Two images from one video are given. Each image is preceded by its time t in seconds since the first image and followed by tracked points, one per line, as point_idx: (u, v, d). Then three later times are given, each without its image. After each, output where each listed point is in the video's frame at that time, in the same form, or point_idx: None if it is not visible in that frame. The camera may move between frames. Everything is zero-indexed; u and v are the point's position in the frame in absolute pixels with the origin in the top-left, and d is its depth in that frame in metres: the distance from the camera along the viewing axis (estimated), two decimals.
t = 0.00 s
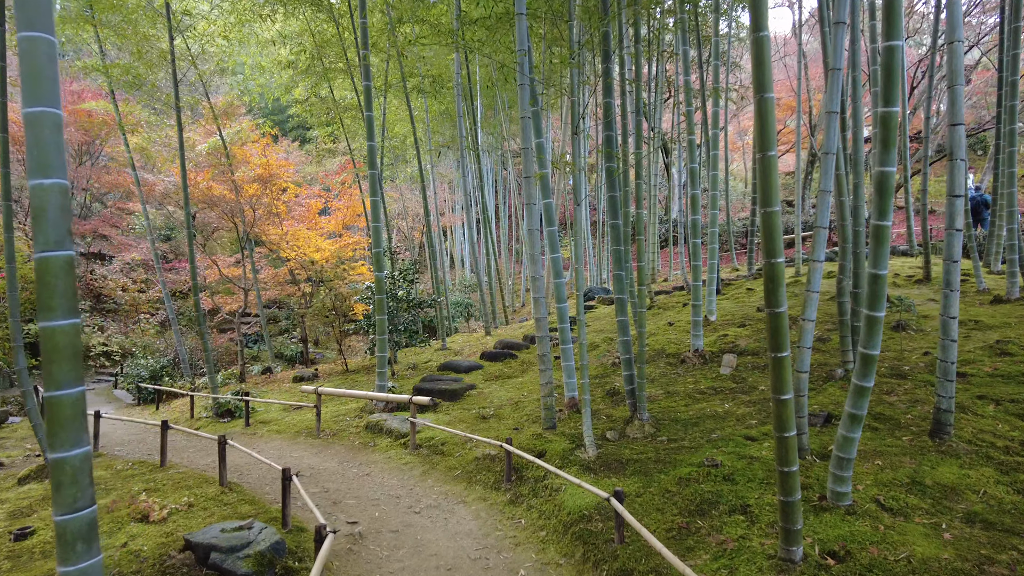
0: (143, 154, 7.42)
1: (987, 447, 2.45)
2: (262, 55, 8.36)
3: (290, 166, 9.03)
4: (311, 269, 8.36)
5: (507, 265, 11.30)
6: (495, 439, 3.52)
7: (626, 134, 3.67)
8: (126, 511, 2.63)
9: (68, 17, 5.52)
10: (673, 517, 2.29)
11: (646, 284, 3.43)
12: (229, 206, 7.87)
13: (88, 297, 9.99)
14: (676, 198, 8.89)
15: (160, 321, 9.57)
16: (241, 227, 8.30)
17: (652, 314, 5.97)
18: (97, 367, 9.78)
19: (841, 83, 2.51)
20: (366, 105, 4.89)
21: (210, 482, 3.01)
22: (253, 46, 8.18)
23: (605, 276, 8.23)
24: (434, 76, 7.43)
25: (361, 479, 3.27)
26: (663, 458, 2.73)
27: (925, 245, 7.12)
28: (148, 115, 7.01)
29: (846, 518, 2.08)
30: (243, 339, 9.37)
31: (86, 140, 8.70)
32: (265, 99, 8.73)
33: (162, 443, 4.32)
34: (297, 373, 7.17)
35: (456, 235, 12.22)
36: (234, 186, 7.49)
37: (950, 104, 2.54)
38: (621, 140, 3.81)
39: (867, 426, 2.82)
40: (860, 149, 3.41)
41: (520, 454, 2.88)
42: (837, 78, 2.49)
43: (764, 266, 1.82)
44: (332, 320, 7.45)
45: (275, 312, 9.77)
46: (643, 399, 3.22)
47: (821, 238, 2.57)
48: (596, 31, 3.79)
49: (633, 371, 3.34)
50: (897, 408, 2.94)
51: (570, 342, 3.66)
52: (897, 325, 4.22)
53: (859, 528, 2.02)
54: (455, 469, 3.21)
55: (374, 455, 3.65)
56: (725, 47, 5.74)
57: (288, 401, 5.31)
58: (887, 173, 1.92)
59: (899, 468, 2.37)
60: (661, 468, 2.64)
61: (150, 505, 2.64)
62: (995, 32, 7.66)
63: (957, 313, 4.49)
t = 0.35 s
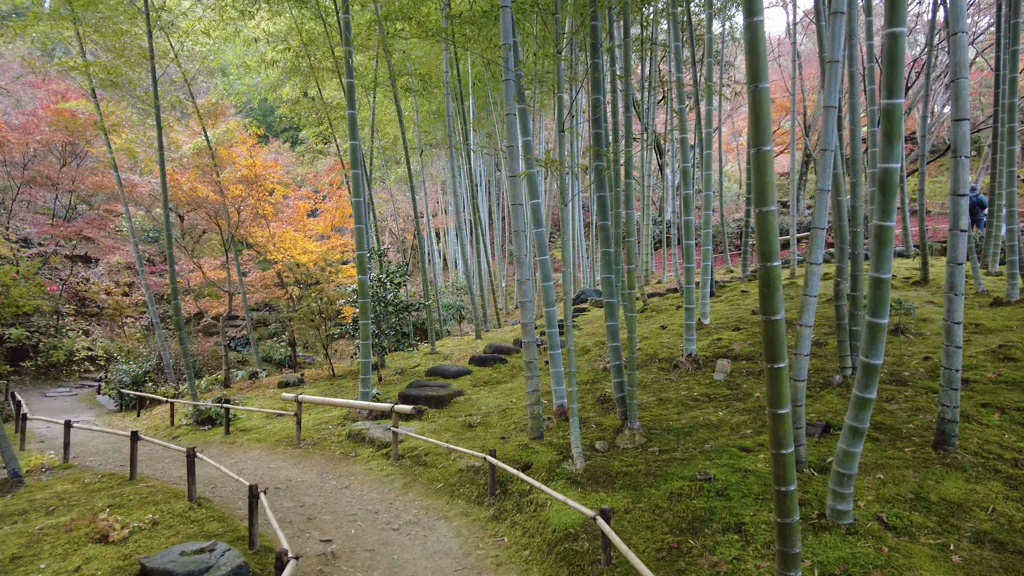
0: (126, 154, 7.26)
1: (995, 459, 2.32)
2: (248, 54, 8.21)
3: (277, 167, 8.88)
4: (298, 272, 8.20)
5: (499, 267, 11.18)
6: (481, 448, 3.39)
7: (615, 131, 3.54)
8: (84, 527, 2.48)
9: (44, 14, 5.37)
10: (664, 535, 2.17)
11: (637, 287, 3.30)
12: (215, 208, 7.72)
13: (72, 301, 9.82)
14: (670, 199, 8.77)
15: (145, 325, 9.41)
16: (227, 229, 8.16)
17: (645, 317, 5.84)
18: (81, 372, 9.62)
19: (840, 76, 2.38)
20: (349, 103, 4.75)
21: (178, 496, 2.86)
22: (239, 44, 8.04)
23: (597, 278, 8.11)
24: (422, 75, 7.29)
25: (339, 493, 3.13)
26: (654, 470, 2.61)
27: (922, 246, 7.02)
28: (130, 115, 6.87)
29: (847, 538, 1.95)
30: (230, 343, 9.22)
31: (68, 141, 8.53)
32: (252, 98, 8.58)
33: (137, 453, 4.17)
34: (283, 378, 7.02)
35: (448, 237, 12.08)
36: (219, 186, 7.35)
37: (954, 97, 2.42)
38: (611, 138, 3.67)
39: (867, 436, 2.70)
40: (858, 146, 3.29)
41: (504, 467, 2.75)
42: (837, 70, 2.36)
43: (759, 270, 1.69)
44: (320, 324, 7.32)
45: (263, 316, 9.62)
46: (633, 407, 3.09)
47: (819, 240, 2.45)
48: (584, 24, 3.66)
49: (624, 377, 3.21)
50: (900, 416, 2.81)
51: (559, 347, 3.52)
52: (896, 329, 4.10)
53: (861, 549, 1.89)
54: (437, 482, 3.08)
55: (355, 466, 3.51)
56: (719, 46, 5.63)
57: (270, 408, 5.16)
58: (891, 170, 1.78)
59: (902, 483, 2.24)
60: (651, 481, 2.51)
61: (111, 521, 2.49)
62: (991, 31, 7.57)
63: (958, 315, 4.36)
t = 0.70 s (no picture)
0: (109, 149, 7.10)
1: (1005, 464, 2.21)
2: (235, 49, 8.06)
3: (266, 164, 8.73)
4: (286, 271, 8.05)
5: (492, 266, 11.07)
6: (469, 452, 3.27)
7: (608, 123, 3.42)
8: (46, 537, 2.33)
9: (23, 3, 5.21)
10: (659, 545, 2.06)
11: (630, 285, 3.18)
12: (201, 206, 7.56)
13: (55, 300, 9.62)
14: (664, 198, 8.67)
15: (130, 325, 9.24)
16: (213, 227, 8.00)
17: (639, 317, 5.73)
18: (63, 373, 9.46)
19: (842, 64, 2.27)
20: (335, 96, 4.61)
21: (150, 503, 2.72)
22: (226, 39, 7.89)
23: (590, 278, 8.00)
24: (412, 71, 7.16)
25: (320, 499, 3.00)
26: (648, 476, 2.49)
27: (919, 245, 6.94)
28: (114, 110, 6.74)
29: (854, 550, 1.83)
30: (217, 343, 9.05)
31: (51, 137, 8.36)
32: (240, 94, 8.43)
33: (113, 457, 4.02)
34: (270, 379, 6.87)
35: (439, 236, 11.96)
36: (205, 183, 7.20)
37: (961, 86, 2.32)
38: (603, 131, 3.56)
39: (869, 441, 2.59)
40: (857, 140, 3.18)
41: (492, 472, 2.63)
42: (839, 58, 2.25)
43: (762, 265, 1.58)
44: (307, 324, 7.18)
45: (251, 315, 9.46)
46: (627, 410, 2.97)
47: (820, 236, 2.34)
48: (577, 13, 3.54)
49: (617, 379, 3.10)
50: (903, 419, 2.71)
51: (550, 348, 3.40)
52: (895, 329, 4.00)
53: (869, 562, 1.78)
54: (423, 488, 2.95)
55: (338, 471, 3.39)
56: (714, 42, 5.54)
57: (254, 410, 5.02)
58: (900, 159, 1.67)
59: (909, 489, 2.13)
60: (646, 488, 2.40)
61: (76, 530, 2.35)
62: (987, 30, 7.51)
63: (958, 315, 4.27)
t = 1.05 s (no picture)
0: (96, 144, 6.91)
1: None
2: (227, 42, 7.88)
3: (258, 160, 8.55)
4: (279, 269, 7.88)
5: (489, 265, 10.92)
6: (467, 458, 3.11)
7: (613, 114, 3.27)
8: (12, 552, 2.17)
9: None
10: (673, 562, 1.91)
11: (637, 282, 3.01)
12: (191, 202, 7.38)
13: (42, 297, 9.41)
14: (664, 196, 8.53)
15: (120, 323, 9.05)
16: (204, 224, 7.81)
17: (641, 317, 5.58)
18: (51, 372, 9.28)
19: (869, 48, 2.12)
20: (328, 86, 4.45)
21: (128, 513, 2.55)
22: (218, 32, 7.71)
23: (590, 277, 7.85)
24: (408, 65, 7.00)
25: (311, 508, 2.85)
26: (659, 486, 2.35)
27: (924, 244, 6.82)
28: (101, 103, 6.56)
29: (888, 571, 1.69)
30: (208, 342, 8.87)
31: (38, 130, 8.16)
32: (232, 88, 8.25)
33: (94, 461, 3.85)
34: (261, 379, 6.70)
35: (436, 234, 11.80)
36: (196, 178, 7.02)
37: (995, 72, 2.17)
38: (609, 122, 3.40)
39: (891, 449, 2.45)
40: (875, 132, 3.03)
41: (492, 482, 2.48)
42: (866, 41, 2.10)
43: (795, 259, 1.43)
44: (300, 323, 7.01)
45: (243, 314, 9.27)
46: (634, 414, 2.83)
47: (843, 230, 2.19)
48: None
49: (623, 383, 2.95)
50: (926, 425, 2.57)
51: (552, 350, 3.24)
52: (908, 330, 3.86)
53: None
54: (419, 497, 2.80)
55: (329, 477, 3.23)
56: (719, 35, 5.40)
57: (244, 412, 4.86)
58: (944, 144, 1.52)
59: (941, 502, 1.99)
60: (657, 499, 2.26)
61: (45, 545, 2.19)
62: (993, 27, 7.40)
63: (972, 315, 4.13)
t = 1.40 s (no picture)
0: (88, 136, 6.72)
1: None
2: (222, 31, 7.68)
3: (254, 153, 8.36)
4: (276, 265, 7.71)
5: (489, 261, 10.76)
6: (470, 464, 2.95)
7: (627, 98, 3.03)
8: None
9: None
10: None
11: (649, 280, 2.75)
12: (186, 196, 7.20)
13: (34, 293, 9.23)
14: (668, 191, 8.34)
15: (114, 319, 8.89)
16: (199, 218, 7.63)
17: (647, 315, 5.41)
18: (44, 369, 9.14)
19: (908, 26, 1.96)
20: (325, 74, 4.27)
21: (108, 526, 2.40)
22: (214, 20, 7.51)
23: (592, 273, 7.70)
24: (407, 55, 6.80)
25: (305, 518, 2.69)
26: (676, 499, 2.19)
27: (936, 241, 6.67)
28: (93, 93, 6.36)
29: None
30: (204, 338, 8.70)
31: (29, 122, 7.96)
32: (227, 79, 8.05)
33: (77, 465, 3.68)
34: (256, 378, 6.53)
35: (435, 230, 11.64)
36: (189, 171, 6.84)
37: None
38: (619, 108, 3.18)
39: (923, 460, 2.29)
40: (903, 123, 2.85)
41: (495, 493, 2.32)
42: (905, 18, 1.93)
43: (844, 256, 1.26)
44: (297, 320, 6.85)
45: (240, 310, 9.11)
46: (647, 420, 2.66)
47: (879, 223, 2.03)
48: None
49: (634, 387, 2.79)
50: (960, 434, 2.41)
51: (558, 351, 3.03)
52: (928, 330, 3.71)
53: None
54: (418, 507, 2.64)
55: (325, 484, 3.07)
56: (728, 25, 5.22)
57: (238, 413, 4.69)
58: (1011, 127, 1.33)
59: (986, 521, 1.83)
60: (674, 514, 2.10)
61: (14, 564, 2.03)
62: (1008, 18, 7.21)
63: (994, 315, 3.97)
